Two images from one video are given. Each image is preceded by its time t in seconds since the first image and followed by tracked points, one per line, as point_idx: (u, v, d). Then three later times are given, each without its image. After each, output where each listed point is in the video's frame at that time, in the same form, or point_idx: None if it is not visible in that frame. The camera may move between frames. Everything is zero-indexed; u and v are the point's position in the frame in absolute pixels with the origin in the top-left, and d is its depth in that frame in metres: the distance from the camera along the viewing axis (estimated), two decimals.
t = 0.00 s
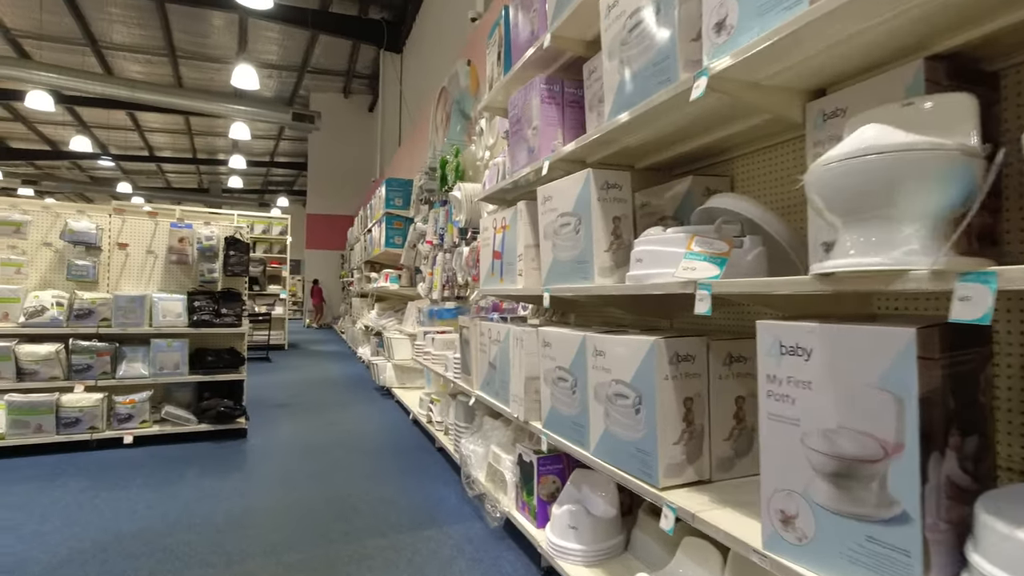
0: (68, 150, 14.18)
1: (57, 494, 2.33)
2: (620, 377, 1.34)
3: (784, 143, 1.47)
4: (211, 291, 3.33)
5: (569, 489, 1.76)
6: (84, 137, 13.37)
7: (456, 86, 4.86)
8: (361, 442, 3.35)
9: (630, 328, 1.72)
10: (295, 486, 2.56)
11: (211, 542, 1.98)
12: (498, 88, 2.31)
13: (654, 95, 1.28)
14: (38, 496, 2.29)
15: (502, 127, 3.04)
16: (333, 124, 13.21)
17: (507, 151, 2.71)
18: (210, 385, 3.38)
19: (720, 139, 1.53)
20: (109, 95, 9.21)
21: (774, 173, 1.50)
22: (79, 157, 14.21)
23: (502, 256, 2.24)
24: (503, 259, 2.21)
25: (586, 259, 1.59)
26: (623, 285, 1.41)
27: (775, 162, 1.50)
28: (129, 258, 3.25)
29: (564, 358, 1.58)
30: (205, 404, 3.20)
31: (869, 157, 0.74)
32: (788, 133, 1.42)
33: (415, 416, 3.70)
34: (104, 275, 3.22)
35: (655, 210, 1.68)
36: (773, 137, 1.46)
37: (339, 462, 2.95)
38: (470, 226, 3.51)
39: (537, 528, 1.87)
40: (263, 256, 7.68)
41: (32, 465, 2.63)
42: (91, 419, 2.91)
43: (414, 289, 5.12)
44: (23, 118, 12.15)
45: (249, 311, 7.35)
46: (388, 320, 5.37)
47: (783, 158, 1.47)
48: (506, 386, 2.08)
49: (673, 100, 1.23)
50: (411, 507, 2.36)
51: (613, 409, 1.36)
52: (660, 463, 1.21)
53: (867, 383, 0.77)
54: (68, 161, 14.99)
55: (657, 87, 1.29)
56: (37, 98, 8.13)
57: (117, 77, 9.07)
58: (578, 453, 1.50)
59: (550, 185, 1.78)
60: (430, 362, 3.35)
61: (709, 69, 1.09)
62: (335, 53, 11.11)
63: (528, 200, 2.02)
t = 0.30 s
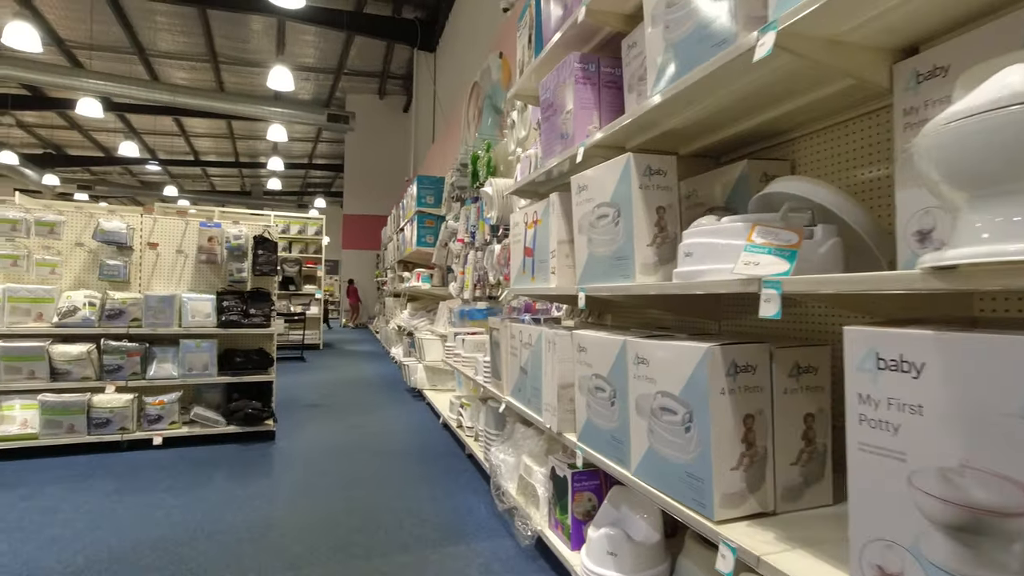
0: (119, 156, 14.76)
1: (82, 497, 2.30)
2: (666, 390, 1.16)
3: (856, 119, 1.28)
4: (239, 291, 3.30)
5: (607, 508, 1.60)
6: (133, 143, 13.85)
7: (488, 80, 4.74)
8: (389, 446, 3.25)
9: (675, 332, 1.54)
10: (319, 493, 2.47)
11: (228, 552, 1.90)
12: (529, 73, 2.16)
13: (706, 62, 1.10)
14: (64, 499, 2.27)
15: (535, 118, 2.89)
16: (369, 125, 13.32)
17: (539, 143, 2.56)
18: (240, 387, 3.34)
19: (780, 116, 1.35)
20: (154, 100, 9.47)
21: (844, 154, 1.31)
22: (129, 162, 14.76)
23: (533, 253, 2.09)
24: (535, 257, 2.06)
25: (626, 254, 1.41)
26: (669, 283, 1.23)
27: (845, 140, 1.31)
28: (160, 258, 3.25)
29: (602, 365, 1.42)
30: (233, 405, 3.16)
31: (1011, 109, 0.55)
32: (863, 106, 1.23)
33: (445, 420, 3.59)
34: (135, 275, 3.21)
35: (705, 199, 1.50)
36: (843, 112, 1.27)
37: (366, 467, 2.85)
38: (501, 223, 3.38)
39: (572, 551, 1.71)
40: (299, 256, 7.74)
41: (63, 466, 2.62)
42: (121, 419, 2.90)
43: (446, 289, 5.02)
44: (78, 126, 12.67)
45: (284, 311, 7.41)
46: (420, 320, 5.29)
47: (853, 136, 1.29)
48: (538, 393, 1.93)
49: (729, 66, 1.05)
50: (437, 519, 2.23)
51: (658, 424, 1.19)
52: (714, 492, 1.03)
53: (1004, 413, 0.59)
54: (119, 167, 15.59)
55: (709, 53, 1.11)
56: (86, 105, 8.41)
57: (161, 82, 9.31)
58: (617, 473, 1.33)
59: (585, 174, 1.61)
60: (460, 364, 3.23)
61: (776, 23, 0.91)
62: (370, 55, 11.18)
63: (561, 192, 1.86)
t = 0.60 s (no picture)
0: (167, 162, 15.30)
1: (105, 502, 2.26)
2: (723, 408, 0.98)
3: (958, 83, 1.08)
4: (267, 293, 3.25)
5: (650, 536, 1.42)
6: (179, 149, 14.30)
7: (521, 74, 4.60)
8: (418, 453, 3.14)
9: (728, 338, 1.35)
10: (343, 503, 2.37)
11: (243, 568, 1.81)
12: (562, 57, 2.00)
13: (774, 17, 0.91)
14: (86, 505, 2.23)
15: (569, 108, 2.72)
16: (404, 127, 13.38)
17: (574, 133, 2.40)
18: (268, 390, 3.29)
19: (857, 86, 1.15)
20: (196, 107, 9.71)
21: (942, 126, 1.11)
22: (176, 168, 15.28)
23: (567, 251, 1.92)
24: (569, 255, 1.89)
25: (673, 249, 1.24)
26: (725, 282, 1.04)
27: (943, 108, 1.11)
28: (190, 259, 3.22)
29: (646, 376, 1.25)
30: (260, 409, 3.11)
31: None
32: (969, 66, 1.03)
33: (476, 426, 3.46)
34: (166, 276, 3.19)
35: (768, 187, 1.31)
36: (943, 73, 1.07)
37: (393, 476, 2.74)
38: (533, 221, 3.22)
39: None
40: (333, 257, 7.77)
41: (91, 469, 2.60)
42: (149, 422, 2.88)
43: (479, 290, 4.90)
44: (128, 134, 13.18)
45: (319, 312, 7.44)
46: (452, 322, 5.18)
47: (956, 103, 1.09)
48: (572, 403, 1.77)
49: (803, 15, 0.86)
50: (464, 537, 2.10)
51: (712, 447, 1.02)
52: (784, 534, 0.85)
53: None
54: (167, 172, 16.14)
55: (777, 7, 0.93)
56: (133, 112, 8.67)
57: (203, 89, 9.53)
58: (663, 500, 1.16)
59: (623, 162, 1.44)
60: (491, 369, 3.09)
61: None
62: (405, 57, 11.20)
63: (597, 182, 1.69)
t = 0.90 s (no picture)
0: (213, 168, 15.75)
1: (125, 511, 2.18)
2: (811, 438, 0.77)
3: None
4: (295, 294, 3.16)
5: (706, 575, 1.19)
6: (223, 154, 14.68)
7: (557, 65, 4.40)
8: (449, 463, 2.99)
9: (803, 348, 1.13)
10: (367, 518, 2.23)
11: None
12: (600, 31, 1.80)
13: None
14: (105, 512, 2.16)
15: (608, 94, 2.52)
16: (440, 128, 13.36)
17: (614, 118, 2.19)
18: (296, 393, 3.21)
19: (976, 33, 0.92)
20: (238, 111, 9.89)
21: None
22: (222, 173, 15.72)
23: (607, 246, 1.72)
24: (609, 250, 1.69)
25: (736, 240, 1.02)
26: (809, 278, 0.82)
27: None
28: (218, 260, 3.16)
29: (705, 393, 1.04)
30: (287, 414, 3.02)
31: None
32: None
33: (510, 434, 3.28)
34: (194, 278, 3.14)
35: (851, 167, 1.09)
36: None
37: (421, 488, 2.59)
38: (570, 218, 3.03)
39: None
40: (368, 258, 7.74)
41: (117, 475, 2.55)
42: (176, 426, 2.82)
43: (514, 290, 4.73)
44: (176, 141, 13.61)
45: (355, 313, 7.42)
46: (486, 324, 5.02)
47: None
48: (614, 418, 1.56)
49: None
50: (494, 560, 1.92)
51: (796, 487, 0.80)
52: None
53: None
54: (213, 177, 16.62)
55: None
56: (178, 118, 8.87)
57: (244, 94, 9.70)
58: (727, 545, 0.95)
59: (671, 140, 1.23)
60: (526, 374, 2.93)
61: None
62: (440, 57, 11.13)
63: (642, 166, 1.49)
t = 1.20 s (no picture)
0: (250, 170, 16.05)
1: (138, 520, 2.10)
2: (938, 487, 0.57)
3: None
4: (317, 294, 3.06)
5: None
6: (259, 157, 14.93)
7: (590, 54, 4.19)
8: (476, 473, 2.83)
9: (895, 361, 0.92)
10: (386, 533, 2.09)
11: None
12: None
13: None
14: (118, 522, 2.08)
15: (646, 77, 2.32)
16: (471, 128, 13.27)
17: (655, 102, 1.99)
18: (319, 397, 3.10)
19: None
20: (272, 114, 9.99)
21: None
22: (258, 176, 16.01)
23: (648, 240, 1.53)
24: (651, 245, 1.50)
25: (816, 227, 0.82)
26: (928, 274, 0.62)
27: None
28: (240, 259, 3.08)
29: (777, 416, 0.84)
30: (309, 418, 2.92)
31: None
32: None
33: (540, 442, 3.11)
34: (216, 277, 3.07)
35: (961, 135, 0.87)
36: None
37: (445, 502, 2.44)
38: (604, 213, 2.83)
39: None
40: (398, 259, 7.67)
41: (135, 480, 2.49)
42: (196, 430, 2.74)
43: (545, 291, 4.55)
44: (214, 145, 13.90)
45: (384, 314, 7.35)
46: (516, 325, 4.86)
47: None
48: (659, 437, 1.36)
49: None
50: None
51: (916, 551, 0.60)
52: None
53: None
54: (250, 180, 16.94)
55: None
56: (214, 122, 9.00)
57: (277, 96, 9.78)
58: None
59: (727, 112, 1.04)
60: (557, 380, 2.74)
61: None
62: (471, 56, 11.01)
63: (690, 148, 1.29)
